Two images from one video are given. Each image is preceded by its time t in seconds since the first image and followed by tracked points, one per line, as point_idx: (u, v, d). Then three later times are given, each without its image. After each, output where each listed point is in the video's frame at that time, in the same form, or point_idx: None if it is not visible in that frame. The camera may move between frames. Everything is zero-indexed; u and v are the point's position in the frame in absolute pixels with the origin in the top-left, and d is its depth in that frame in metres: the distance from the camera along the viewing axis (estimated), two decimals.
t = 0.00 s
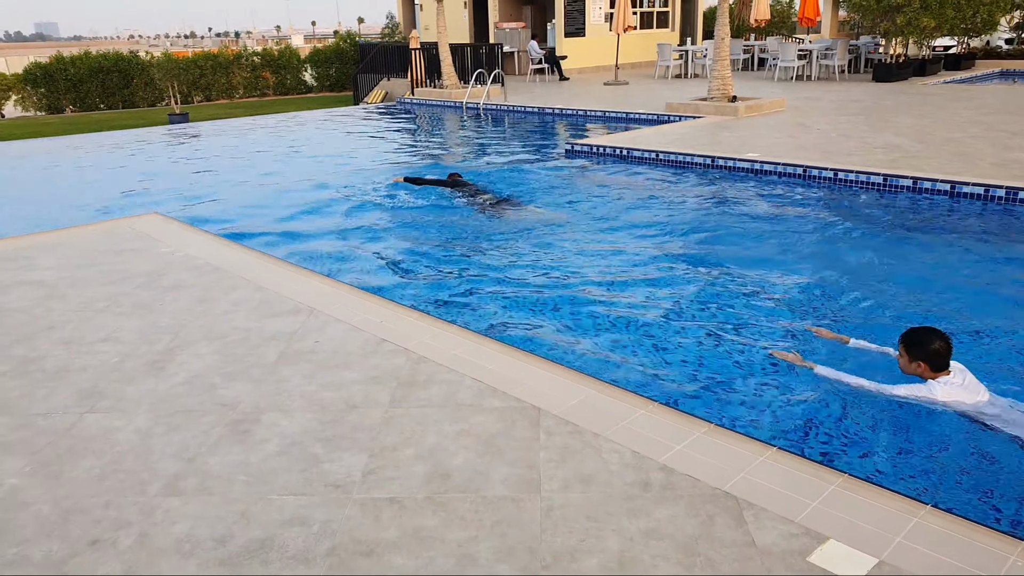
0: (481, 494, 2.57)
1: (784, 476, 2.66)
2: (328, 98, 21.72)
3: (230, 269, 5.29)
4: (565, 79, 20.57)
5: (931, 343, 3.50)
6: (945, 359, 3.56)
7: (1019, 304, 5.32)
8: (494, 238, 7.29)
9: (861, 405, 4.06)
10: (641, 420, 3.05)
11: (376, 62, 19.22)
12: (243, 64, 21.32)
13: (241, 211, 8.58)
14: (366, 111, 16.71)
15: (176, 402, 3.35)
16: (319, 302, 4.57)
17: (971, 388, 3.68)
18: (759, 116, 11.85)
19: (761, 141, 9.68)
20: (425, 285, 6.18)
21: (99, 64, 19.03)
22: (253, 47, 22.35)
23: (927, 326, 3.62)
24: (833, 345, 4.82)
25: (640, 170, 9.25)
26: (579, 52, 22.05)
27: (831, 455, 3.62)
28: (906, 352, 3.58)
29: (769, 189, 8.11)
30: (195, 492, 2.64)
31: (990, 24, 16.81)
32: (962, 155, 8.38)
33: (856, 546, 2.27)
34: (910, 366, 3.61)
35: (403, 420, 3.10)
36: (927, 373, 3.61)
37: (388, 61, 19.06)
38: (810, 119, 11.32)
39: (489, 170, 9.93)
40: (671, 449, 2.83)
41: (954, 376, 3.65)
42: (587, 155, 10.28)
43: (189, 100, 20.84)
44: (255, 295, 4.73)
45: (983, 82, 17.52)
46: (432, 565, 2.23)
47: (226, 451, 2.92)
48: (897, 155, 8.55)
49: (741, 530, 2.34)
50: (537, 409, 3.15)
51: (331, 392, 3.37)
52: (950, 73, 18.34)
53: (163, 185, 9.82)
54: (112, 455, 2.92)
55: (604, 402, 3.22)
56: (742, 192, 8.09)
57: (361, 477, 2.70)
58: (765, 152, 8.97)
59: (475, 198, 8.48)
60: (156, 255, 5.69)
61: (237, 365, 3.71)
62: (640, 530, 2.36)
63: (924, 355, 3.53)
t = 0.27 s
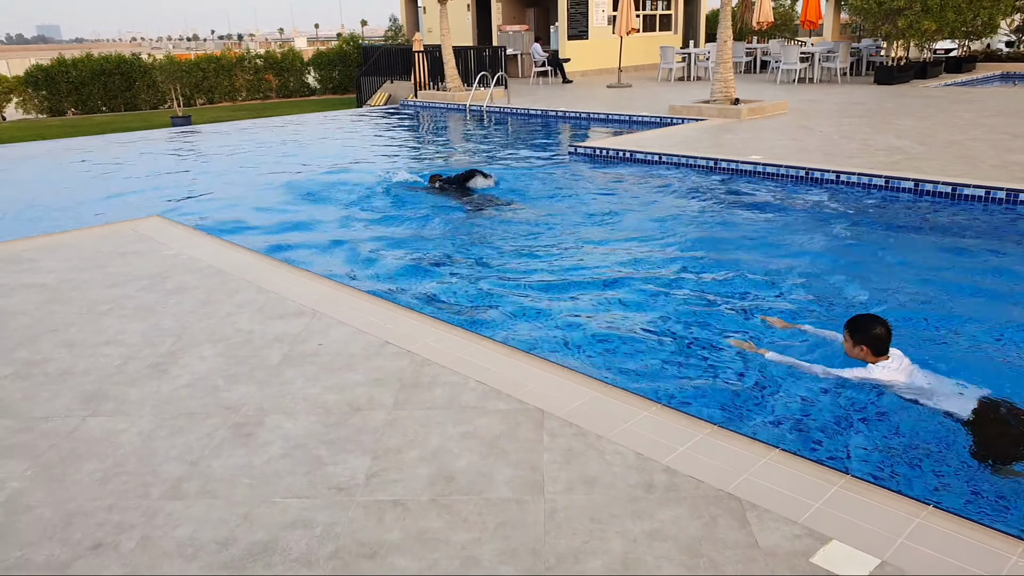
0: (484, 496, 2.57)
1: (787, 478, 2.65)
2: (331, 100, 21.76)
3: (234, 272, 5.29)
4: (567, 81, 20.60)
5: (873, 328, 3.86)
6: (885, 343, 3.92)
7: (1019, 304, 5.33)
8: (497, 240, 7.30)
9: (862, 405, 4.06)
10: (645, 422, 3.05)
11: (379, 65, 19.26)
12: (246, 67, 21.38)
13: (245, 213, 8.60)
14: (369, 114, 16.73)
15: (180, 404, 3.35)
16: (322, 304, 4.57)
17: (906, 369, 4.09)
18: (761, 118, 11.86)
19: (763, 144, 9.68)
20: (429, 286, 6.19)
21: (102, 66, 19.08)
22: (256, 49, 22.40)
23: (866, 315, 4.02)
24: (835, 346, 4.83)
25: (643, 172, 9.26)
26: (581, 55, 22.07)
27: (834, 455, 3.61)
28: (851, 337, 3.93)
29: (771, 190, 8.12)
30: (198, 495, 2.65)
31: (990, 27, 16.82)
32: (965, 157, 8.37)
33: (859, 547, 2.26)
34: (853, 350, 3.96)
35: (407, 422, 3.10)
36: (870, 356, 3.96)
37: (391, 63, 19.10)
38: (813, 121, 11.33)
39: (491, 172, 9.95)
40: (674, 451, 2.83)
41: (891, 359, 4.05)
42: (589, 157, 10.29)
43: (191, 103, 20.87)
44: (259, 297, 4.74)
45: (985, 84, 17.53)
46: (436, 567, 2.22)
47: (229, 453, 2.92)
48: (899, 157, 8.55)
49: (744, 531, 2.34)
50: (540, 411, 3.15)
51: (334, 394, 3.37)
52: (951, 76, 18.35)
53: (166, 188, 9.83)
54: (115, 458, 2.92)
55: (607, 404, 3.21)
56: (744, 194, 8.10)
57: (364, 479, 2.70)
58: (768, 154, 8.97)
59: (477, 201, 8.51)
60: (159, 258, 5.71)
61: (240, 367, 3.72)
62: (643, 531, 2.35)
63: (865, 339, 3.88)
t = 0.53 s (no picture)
0: (474, 499, 2.57)
1: (775, 480, 2.66)
2: (322, 104, 21.72)
3: (223, 276, 5.28)
4: (558, 86, 20.64)
5: (815, 325, 3.96)
6: (826, 340, 4.00)
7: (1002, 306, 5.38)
8: (487, 243, 7.30)
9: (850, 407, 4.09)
10: (634, 425, 3.06)
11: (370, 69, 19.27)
12: (236, 71, 21.35)
13: (235, 217, 8.57)
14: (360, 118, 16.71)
15: (168, 409, 3.33)
16: (312, 308, 4.55)
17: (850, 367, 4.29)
18: (751, 122, 11.92)
19: (753, 147, 9.73)
20: (418, 290, 6.20)
21: (91, 70, 19.00)
22: (246, 53, 22.35)
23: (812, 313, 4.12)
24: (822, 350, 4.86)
25: (632, 176, 9.29)
26: (572, 59, 22.13)
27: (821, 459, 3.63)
28: (795, 333, 4.03)
29: (759, 194, 8.16)
30: (186, 501, 2.63)
31: (977, 32, 16.97)
32: (951, 161, 8.44)
33: (846, 548, 2.27)
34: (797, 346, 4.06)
35: (397, 426, 3.09)
36: (813, 352, 4.06)
37: (382, 67, 19.09)
38: (802, 125, 11.39)
39: (482, 176, 9.95)
40: (664, 454, 2.83)
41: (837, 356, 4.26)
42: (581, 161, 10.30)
43: (181, 107, 20.79)
44: (249, 301, 4.72)
45: (971, 88, 17.69)
46: (426, 571, 2.22)
47: (218, 458, 2.91)
48: (887, 161, 8.61)
49: (733, 533, 2.35)
50: (531, 414, 3.15)
51: (324, 398, 3.36)
52: (938, 80, 18.50)
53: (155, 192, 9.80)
54: (102, 464, 2.90)
55: (597, 407, 3.22)
56: (734, 198, 8.13)
57: (354, 484, 2.69)
58: (757, 158, 9.01)
59: (468, 206, 8.51)
60: (147, 262, 5.67)
61: (229, 372, 3.70)
62: (633, 534, 2.36)
63: (807, 337, 3.98)
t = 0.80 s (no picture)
0: (473, 502, 2.57)
1: (775, 484, 2.66)
2: (323, 107, 21.74)
3: (223, 278, 5.28)
4: (559, 89, 20.66)
5: (787, 321, 4.03)
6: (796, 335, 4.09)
7: (998, 311, 5.39)
8: (487, 246, 7.31)
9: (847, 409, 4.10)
10: (633, 428, 3.06)
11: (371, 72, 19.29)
12: (237, 73, 21.37)
13: (235, 219, 8.58)
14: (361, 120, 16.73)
15: (168, 411, 3.33)
16: (312, 311, 4.55)
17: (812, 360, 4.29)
18: (751, 126, 11.93)
19: (753, 151, 9.74)
20: (417, 292, 6.21)
21: (92, 72, 19.03)
22: (247, 56, 22.38)
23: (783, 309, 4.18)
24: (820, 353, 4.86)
25: (633, 180, 9.29)
26: (573, 62, 22.15)
27: (820, 461, 3.63)
28: (767, 328, 4.11)
29: (759, 198, 8.16)
30: (185, 502, 2.63)
31: (977, 37, 16.99)
32: (951, 165, 8.45)
33: (845, 553, 2.27)
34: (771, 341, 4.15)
35: (396, 428, 3.09)
36: (783, 348, 4.15)
37: (383, 70, 19.11)
38: (802, 129, 11.40)
39: (482, 179, 9.96)
40: (663, 457, 2.83)
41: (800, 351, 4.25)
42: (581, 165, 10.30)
43: (182, 109, 20.82)
44: (249, 304, 4.72)
45: (972, 93, 17.70)
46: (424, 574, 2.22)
47: (217, 460, 2.91)
48: (887, 165, 8.61)
49: (732, 537, 2.35)
50: (530, 418, 3.15)
51: (323, 400, 3.37)
52: (939, 85, 18.52)
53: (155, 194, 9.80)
54: (102, 465, 2.91)
55: (595, 411, 3.21)
56: (733, 202, 8.13)
57: (353, 486, 2.69)
58: (757, 162, 9.02)
59: (467, 209, 8.52)
60: (147, 264, 5.68)
61: (229, 374, 3.70)
62: (631, 537, 2.36)
63: (779, 331, 4.07)
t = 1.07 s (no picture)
0: (476, 506, 2.57)
1: (778, 489, 2.65)
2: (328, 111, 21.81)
3: (227, 281, 5.30)
4: (563, 93, 20.68)
5: (750, 322, 4.06)
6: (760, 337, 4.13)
7: (999, 317, 5.39)
8: (489, 250, 7.33)
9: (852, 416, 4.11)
10: (638, 433, 3.06)
11: (375, 76, 19.33)
12: (242, 77, 21.41)
13: (238, 222, 8.61)
14: (365, 124, 16.77)
15: (171, 414, 3.34)
16: (315, 315, 4.55)
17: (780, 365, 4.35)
18: (755, 131, 11.93)
19: (757, 156, 9.73)
20: (419, 295, 6.23)
21: (98, 75, 19.13)
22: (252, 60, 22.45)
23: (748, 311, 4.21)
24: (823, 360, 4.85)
25: (637, 184, 9.31)
26: (577, 67, 22.17)
27: (823, 466, 3.62)
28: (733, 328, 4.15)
29: (763, 203, 8.16)
30: (188, 505, 2.64)
31: (982, 42, 16.96)
32: (955, 171, 8.44)
33: (848, 558, 2.27)
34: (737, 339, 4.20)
35: (398, 432, 3.10)
36: (746, 348, 4.18)
37: (387, 74, 19.15)
38: (806, 134, 11.39)
39: (485, 183, 9.98)
40: (666, 462, 2.83)
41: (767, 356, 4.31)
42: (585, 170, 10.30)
43: (187, 112, 20.90)
44: (252, 307, 4.73)
45: (977, 99, 17.68)
46: None
47: (220, 463, 2.91)
48: (891, 170, 8.60)
49: (734, 542, 2.34)
50: (532, 421, 3.15)
51: (326, 404, 3.37)
52: (943, 90, 18.49)
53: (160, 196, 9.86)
54: (105, 467, 2.91)
55: (598, 415, 3.21)
56: (737, 207, 8.13)
57: (356, 489, 2.70)
58: (761, 167, 9.02)
59: (470, 214, 8.53)
60: (151, 267, 5.69)
61: (232, 377, 3.71)
62: (634, 541, 2.36)
63: (743, 332, 4.10)
